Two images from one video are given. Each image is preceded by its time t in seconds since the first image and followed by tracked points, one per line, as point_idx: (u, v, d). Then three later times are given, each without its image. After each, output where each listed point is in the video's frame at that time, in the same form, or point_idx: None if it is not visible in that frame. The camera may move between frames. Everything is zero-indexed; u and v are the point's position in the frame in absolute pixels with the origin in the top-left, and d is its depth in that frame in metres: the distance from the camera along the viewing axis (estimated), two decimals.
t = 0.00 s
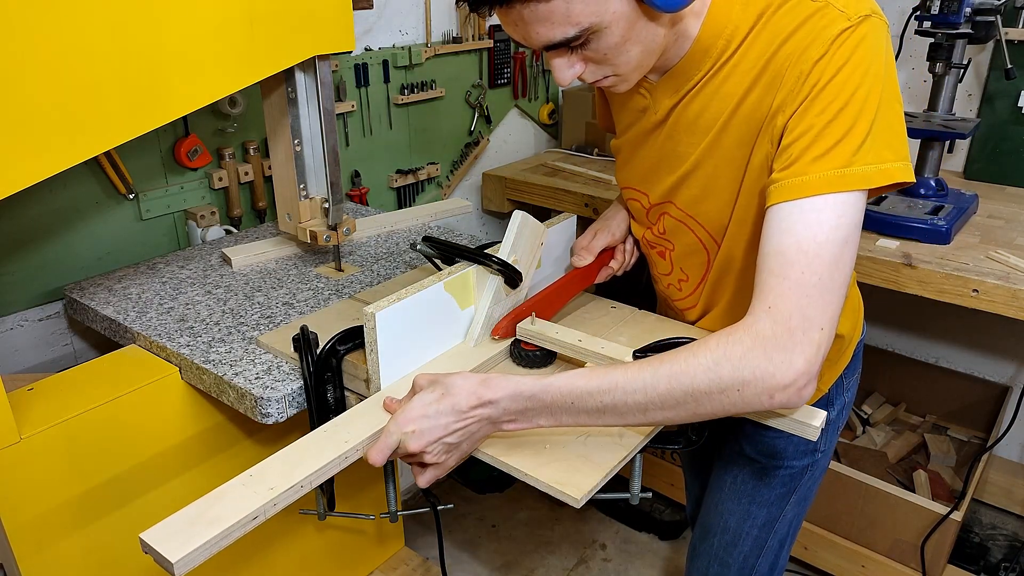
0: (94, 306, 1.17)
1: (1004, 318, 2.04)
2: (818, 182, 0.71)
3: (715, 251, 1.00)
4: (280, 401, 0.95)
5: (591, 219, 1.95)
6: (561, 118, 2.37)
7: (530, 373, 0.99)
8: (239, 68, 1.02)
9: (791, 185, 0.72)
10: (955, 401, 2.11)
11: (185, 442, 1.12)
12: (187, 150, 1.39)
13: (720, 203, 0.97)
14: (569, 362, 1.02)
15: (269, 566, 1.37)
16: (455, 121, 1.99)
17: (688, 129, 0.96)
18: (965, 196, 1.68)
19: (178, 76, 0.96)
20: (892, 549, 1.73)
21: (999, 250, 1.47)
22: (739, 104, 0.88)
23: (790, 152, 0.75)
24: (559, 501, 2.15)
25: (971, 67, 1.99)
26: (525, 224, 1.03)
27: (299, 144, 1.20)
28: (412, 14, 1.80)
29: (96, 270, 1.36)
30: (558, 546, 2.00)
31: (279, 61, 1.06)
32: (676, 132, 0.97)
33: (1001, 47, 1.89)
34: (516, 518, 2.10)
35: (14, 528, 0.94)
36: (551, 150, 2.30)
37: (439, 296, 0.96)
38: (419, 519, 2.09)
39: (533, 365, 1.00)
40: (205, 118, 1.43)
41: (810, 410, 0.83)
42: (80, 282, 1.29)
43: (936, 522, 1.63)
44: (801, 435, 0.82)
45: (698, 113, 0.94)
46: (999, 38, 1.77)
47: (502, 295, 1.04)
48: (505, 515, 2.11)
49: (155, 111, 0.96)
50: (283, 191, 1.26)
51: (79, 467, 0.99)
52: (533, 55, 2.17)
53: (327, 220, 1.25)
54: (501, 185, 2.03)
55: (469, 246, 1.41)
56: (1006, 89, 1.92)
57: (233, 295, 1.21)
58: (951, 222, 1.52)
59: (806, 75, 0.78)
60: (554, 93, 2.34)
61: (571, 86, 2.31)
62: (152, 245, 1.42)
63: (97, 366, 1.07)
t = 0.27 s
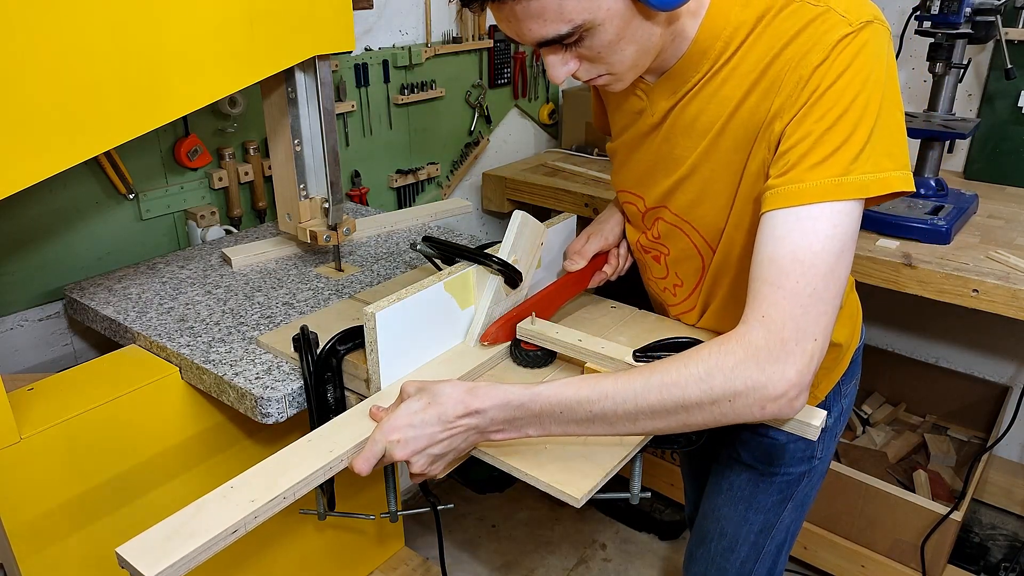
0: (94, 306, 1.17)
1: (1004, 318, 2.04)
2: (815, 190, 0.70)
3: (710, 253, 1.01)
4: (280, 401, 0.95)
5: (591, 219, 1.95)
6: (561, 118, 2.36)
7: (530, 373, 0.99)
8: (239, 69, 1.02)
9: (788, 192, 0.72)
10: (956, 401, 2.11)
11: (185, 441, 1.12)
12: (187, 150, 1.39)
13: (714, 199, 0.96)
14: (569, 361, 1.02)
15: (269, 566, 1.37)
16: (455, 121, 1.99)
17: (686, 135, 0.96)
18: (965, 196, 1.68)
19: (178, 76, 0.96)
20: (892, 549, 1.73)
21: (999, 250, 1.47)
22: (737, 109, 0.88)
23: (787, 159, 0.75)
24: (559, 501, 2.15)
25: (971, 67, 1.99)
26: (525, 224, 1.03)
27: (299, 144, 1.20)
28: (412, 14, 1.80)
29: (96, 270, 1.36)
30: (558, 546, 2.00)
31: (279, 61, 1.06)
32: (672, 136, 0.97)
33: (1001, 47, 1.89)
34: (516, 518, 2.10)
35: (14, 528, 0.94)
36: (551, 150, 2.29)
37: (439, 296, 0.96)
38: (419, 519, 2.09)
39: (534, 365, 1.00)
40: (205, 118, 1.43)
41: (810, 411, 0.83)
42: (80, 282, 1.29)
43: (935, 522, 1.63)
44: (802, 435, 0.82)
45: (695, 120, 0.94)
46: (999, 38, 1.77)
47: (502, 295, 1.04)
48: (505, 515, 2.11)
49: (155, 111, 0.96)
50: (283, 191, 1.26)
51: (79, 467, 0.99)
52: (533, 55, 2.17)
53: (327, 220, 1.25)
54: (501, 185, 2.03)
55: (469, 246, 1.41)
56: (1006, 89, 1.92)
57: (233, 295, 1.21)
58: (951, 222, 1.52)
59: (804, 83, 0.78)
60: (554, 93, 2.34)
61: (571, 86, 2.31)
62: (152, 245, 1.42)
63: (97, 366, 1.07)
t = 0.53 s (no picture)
0: (94, 306, 1.17)
1: (1004, 318, 2.04)
2: (874, 103, 0.71)
3: (730, 219, 0.96)
4: (280, 401, 0.95)
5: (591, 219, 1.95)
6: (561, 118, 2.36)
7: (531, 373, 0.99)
8: (239, 68, 1.02)
9: (850, 103, 0.72)
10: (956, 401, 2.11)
11: (186, 441, 1.12)
12: (187, 150, 1.39)
13: (738, 171, 0.93)
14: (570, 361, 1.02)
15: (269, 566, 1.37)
16: (455, 121, 1.99)
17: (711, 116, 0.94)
18: (965, 196, 1.68)
19: (178, 76, 0.96)
20: (892, 549, 1.73)
21: (999, 250, 1.47)
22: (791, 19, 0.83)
23: (847, 70, 0.74)
24: (559, 501, 2.14)
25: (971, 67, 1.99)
26: (525, 223, 1.03)
27: (299, 143, 1.20)
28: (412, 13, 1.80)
29: (96, 270, 1.36)
30: (559, 546, 2.00)
31: (279, 61, 1.06)
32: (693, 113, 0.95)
33: (1001, 47, 1.89)
34: (516, 518, 2.10)
35: (14, 528, 0.94)
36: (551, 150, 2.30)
37: (439, 295, 0.95)
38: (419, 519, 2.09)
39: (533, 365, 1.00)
40: (205, 118, 1.43)
41: (811, 407, 0.81)
42: (80, 282, 1.28)
43: (935, 521, 1.63)
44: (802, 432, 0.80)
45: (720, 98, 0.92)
46: (999, 38, 1.78)
47: (502, 295, 1.03)
48: (506, 515, 2.11)
49: (155, 110, 0.95)
50: (283, 190, 1.26)
51: (79, 467, 0.99)
52: (533, 55, 2.17)
53: (327, 220, 1.25)
54: (501, 185, 2.04)
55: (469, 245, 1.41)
56: (1006, 89, 1.92)
57: (233, 295, 1.21)
58: (951, 222, 1.53)
59: (841, 52, 0.76)
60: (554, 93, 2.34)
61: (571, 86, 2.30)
62: (152, 245, 1.42)
63: (97, 366, 1.06)
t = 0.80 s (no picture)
0: (94, 306, 1.17)
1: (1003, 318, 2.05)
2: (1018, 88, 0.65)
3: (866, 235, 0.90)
4: (280, 401, 0.95)
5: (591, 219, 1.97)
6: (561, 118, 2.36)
7: (530, 373, 0.99)
8: (240, 68, 1.02)
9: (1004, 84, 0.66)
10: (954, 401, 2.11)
11: (186, 442, 1.12)
12: (187, 150, 1.39)
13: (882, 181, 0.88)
14: (569, 360, 1.02)
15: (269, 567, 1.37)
16: (455, 121, 1.99)
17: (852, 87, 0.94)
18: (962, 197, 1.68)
19: (178, 76, 0.96)
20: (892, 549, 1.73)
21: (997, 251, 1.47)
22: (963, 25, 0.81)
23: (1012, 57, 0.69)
24: (559, 501, 2.14)
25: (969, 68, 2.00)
26: (525, 223, 1.03)
27: (299, 143, 1.20)
28: (412, 13, 1.80)
29: (96, 269, 1.36)
30: (559, 546, 2.00)
31: (280, 61, 1.06)
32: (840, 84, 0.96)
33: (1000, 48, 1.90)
34: (517, 518, 2.10)
35: (14, 528, 0.94)
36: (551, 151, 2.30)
37: (439, 295, 0.96)
38: (419, 519, 2.09)
39: (533, 364, 1.00)
40: (205, 118, 1.43)
41: (810, 408, 0.82)
42: (80, 282, 1.28)
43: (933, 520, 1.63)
44: (801, 432, 0.81)
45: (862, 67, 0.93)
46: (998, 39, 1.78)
47: (502, 295, 1.03)
48: (506, 515, 2.11)
49: (155, 110, 0.96)
50: (283, 191, 1.26)
51: (79, 468, 0.99)
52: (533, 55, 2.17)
53: (327, 220, 1.24)
54: (501, 185, 2.04)
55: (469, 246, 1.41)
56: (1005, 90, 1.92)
57: (233, 295, 1.21)
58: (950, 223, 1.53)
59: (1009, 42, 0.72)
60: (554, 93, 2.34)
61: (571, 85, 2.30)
62: (153, 245, 1.42)
63: (97, 366, 1.06)
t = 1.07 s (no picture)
0: (94, 306, 1.17)
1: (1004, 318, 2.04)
2: None
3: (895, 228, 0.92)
4: (280, 401, 0.95)
5: (591, 219, 1.98)
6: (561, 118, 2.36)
7: (530, 373, 0.99)
8: (240, 68, 1.02)
9: None
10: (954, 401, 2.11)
11: (186, 442, 1.12)
12: (187, 150, 1.39)
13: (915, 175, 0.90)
14: (569, 361, 1.02)
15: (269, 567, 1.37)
16: (455, 121, 1.99)
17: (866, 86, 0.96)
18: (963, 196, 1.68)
19: (179, 76, 0.96)
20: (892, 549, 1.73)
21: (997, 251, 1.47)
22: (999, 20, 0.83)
23: None
24: (559, 501, 2.14)
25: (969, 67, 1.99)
26: (525, 224, 1.03)
27: (299, 143, 1.19)
28: (412, 13, 1.80)
29: (96, 269, 1.36)
30: (559, 546, 2.00)
31: (280, 61, 1.06)
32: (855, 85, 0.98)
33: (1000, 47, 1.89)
34: (517, 518, 2.10)
35: (14, 528, 0.94)
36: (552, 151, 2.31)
37: (439, 296, 0.96)
38: (419, 519, 2.09)
39: (532, 364, 1.00)
40: (205, 118, 1.43)
41: (811, 408, 0.82)
42: (80, 282, 1.29)
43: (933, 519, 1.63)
44: (802, 432, 0.81)
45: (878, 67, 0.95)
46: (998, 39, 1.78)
47: (501, 295, 1.03)
48: (506, 515, 2.11)
49: (156, 110, 0.96)
50: (283, 191, 1.26)
51: (79, 468, 0.99)
52: (533, 55, 2.17)
53: (327, 220, 1.24)
54: (501, 186, 2.05)
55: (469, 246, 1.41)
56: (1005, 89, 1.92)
57: (233, 295, 1.21)
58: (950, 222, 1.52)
59: None
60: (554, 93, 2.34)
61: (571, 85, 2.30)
62: (153, 245, 1.42)
63: (96, 366, 1.06)
